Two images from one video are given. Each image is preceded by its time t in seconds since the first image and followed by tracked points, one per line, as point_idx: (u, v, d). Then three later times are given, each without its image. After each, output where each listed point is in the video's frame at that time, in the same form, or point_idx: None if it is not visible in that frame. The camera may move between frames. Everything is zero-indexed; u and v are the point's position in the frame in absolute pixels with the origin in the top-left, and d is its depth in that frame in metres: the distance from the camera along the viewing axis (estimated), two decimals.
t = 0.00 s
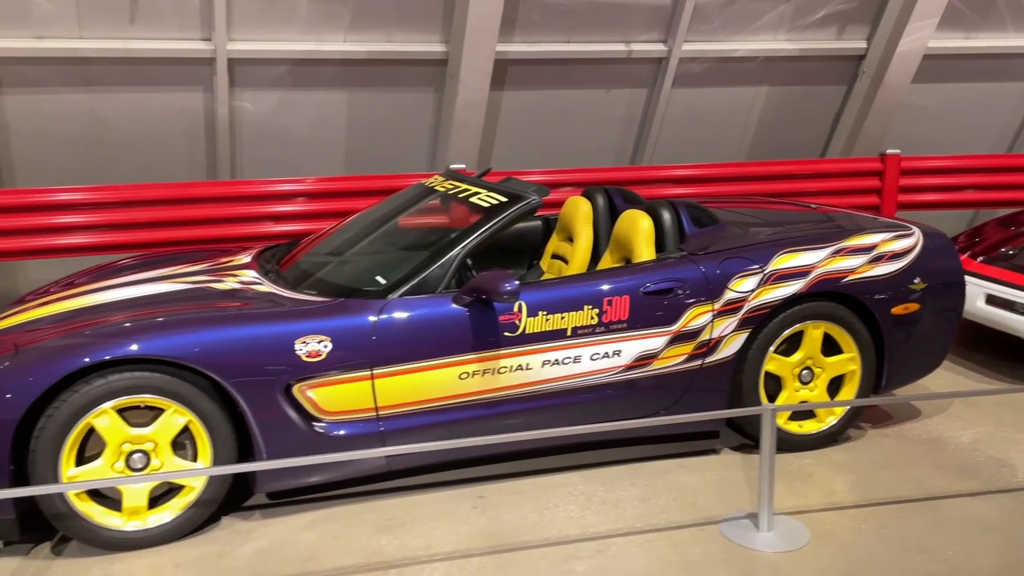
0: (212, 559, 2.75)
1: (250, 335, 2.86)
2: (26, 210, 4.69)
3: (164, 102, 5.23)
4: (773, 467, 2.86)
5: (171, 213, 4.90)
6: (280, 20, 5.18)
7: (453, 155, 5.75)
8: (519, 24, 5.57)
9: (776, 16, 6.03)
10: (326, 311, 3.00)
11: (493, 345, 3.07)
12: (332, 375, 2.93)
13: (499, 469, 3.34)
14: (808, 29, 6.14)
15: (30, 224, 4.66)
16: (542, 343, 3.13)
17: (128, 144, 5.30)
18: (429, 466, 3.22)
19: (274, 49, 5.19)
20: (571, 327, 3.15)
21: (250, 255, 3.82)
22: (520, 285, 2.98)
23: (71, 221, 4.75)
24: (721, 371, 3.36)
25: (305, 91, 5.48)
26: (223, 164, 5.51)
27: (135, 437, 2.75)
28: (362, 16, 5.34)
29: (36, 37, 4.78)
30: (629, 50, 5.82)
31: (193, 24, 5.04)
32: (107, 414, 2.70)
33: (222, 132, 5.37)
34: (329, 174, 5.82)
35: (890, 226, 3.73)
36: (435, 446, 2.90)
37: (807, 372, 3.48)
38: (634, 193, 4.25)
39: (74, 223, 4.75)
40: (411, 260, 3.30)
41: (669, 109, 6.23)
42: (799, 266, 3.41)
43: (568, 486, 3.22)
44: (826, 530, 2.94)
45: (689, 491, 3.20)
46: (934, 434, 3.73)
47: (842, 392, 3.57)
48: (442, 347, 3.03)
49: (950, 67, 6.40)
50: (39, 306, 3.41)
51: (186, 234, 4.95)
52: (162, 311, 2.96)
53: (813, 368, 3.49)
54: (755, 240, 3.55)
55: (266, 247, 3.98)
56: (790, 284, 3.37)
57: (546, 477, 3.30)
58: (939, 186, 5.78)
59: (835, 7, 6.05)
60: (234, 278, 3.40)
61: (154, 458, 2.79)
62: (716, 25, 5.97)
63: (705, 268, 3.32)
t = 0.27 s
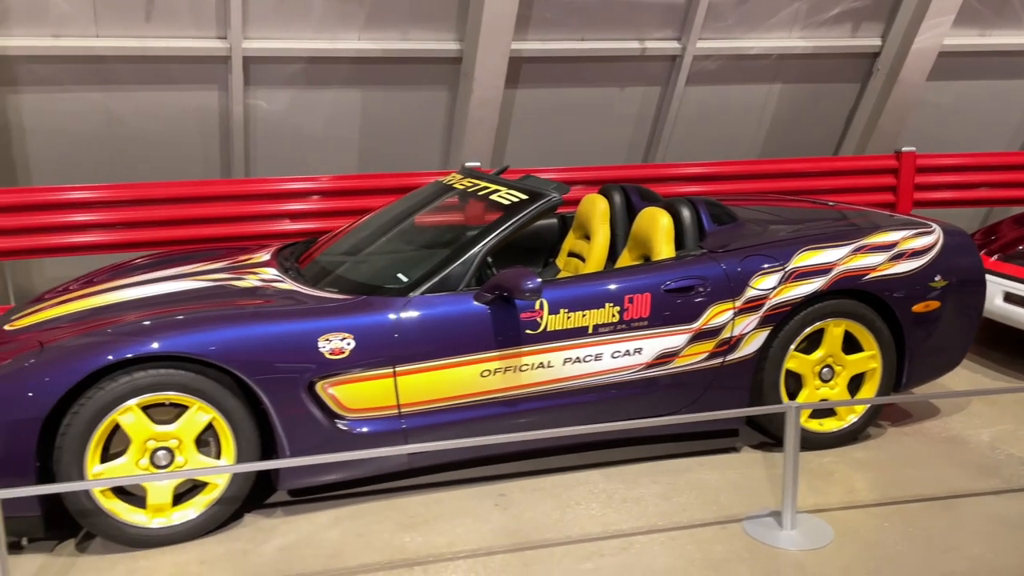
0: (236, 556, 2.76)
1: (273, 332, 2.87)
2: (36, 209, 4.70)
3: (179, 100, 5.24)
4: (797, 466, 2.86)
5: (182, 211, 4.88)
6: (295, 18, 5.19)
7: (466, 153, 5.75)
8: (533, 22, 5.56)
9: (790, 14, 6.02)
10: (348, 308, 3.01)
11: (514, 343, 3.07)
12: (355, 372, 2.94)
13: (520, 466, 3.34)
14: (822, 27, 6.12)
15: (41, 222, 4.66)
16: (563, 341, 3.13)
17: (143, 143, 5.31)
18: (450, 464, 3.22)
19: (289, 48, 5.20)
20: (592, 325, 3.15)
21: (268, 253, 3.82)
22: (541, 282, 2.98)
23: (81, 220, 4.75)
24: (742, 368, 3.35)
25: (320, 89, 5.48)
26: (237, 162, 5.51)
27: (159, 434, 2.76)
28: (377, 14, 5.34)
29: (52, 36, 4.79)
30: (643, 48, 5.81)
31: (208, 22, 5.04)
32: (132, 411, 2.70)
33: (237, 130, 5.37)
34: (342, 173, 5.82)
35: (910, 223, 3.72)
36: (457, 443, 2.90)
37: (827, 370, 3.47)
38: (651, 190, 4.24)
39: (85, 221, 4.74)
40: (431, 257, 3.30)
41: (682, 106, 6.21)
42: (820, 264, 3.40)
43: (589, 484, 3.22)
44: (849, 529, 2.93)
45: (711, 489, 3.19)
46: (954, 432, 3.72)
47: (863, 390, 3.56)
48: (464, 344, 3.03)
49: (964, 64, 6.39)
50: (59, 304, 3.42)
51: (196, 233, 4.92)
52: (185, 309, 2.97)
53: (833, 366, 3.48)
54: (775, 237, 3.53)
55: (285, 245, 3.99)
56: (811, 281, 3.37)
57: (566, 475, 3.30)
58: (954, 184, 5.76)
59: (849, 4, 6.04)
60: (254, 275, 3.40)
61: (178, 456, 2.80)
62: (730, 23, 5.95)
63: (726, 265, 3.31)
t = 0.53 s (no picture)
0: (262, 555, 2.77)
1: (298, 332, 2.88)
2: (48, 208, 4.66)
3: (195, 99, 5.24)
4: (822, 466, 2.85)
5: (194, 211, 4.84)
6: (311, 17, 5.19)
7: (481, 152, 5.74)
8: (548, 21, 5.55)
9: (805, 12, 6.00)
10: (371, 308, 3.01)
11: (538, 342, 3.07)
12: (379, 372, 2.94)
13: (541, 466, 3.34)
14: (837, 25, 6.11)
15: (52, 222, 4.62)
16: (586, 340, 3.12)
17: (158, 142, 5.32)
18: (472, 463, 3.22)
19: (306, 47, 5.20)
20: (615, 325, 3.14)
21: (288, 252, 3.83)
22: (566, 282, 2.97)
23: (93, 219, 4.72)
24: (764, 368, 3.35)
25: (335, 88, 5.48)
26: (252, 161, 5.51)
27: (185, 433, 2.77)
28: (393, 13, 5.34)
29: (69, 36, 4.80)
30: (657, 46, 5.80)
31: (225, 21, 5.04)
32: (158, 410, 2.71)
33: (252, 129, 5.37)
34: (357, 171, 5.82)
35: (931, 222, 3.71)
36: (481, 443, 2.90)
37: (849, 369, 3.46)
38: (668, 189, 4.23)
39: (98, 221, 4.72)
40: (454, 257, 3.30)
41: (696, 105, 6.20)
42: (842, 263, 3.39)
43: (611, 483, 3.22)
44: (874, 529, 2.93)
45: (734, 489, 3.19)
46: (975, 432, 3.71)
47: (884, 389, 3.55)
48: (487, 344, 3.03)
49: (979, 63, 6.38)
50: (81, 304, 3.43)
51: (210, 233, 4.90)
52: (209, 308, 2.98)
53: (855, 365, 3.47)
54: (797, 236, 3.53)
55: (304, 244, 4.00)
56: (834, 280, 3.36)
57: (588, 474, 3.30)
58: (971, 183, 5.75)
59: (865, 2, 6.03)
60: (276, 275, 3.41)
61: (203, 455, 2.80)
62: (746, 21, 5.94)
63: (748, 265, 3.30)
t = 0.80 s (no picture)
0: (287, 555, 2.78)
1: (322, 333, 2.88)
2: (61, 209, 4.66)
3: (210, 100, 5.25)
4: (846, 468, 2.86)
5: (208, 211, 4.84)
6: (326, 17, 5.19)
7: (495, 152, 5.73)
8: (562, 21, 5.54)
9: (820, 12, 5.99)
10: (394, 309, 3.01)
11: (560, 343, 3.07)
12: (402, 372, 2.95)
13: (562, 467, 3.34)
14: (852, 25, 6.11)
15: (65, 223, 4.63)
16: (608, 341, 3.12)
17: (174, 142, 5.33)
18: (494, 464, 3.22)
19: (321, 47, 5.20)
20: (637, 325, 3.14)
21: (307, 253, 3.84)
22: (588, 283, 2.96)
23: (106, 219, 4.72)
24: (785, 369, 3.34)
25: (349, 89, 5.49)
26: (266, 161, 5.52)
27: (210, 433, 2.77)
28: (408, 13, 5.34)
29: (86, 36, 4.80)
30: (671, 46, 5.80)
31: (240, 21, 5.05)
32: (183, 410, 2.72)
33: (267, 130, 5.38)
34: (370, 171, 5.83)
35: (951, 222, 3.70)
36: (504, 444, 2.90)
37: (870, 370, 3.45)
38: (684, 190, 4.23)
39: (110, 221, 4.72)
40: (475, 258, 3.31)
41: (710, 105, 6.19)
42: (863, 264, 3.38)
43: (633, 484, 3.22)
44: (898, 531, 2.92)
45: (755, 491, 3.19)
46: (995, 433, 3.71)
47: (905, 390, 3.54)
48: (509, 345, 3.03)
49: (993, 62, 6.38)
50: (102, 305, 3.45)
51: (222, 233, 4.89)
52: (232, 308, 2.99)
53: (876, 366, 3.46)
54: (817, 237, 3.52)
55: (322, 245, 4.00)
56: (855, 281, 3.35)
57: (609, 475, 3.31)
58: (986, 183, 5.73)
59: (879, 2, 6.03)
60: (297, 276, 3.41)
61: (228, 455, 2.81)
62: (760, 21, 5.93)
63: (769, 266, 3.30)
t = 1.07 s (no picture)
0: (311, 554, 2.79)
1: (345, 333, 2.89)
2: (73, 209, 4.64)
3: (226, 100, 5.25)
4: (871, 469, 2.84)
5: (222, 212, 4.84)
6: (342, 17, 5.20)
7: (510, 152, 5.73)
8: (577, 20, 5.53)
9: (835, 11, 5.99)
10: (416, 309, 3.01)
11: (582, 343, 3.07)
12: (424, 372, 2.95)
13: (582, 467, 3.34)
14: (866, 24, 6.11)
15: (80, 223, 4.60)
16: (630, 341, 3.12)
17: (190, 142, 5.34)
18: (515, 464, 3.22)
19: (337, 47, 5.21)
20: (659, 325, 3.14)
21: (326, 253, 3.85)
22: (611, 283, 2.95)
23: (119, 220, 4.70)
24: (807, 369, 3.33)
25: (365, 89, 5.49)
26: (282, 161, 5.53)
27: (234, 433, 2.78)
28: (423, 13, 5.35)
29: (104, 36, 4.82)
30: (686, 45, 5.79)
31: (257, 21, 5.06)
32: (208, 410, 2.73)
33: (283, 130, 5.39)
34: (385, 171, 5.84)
35: (972, 222, 3.69)
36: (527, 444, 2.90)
37: (891, 371, 3.44)
38: (702, 189, 4.22)
39: (125, 222, 4.70)
40: (496, 258, 3.31)
41: (724, 104, 6.18)
42: (885, 264, 3.37)
43: (654, 484, 3.21)
44: (922, 532, 2.91)
45: (778, 491, 3.18)
46: (1016, 434, 3.69)
47: (926, 391, 3.53)
48: (531, 345, 3.03)
49: (1008, 61, 6.38)
50: (123, 305, 3.46)
51: (235, 233, 4.89)
52: (251, 309, 3.00)
53: (897, 367, 3.45)
54: (838, 237, 3.51)
55: (341, 244, 4.01)
56: (877, 281, 3.34)
57: (630, 475, 3.30)
58: (1002, 182, 5.71)
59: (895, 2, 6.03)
60: (318, 276, 3.42)
61: (252, 454, 2.82)
62: (775, 20, 5.92)
63: (791, 266, 3.29)
